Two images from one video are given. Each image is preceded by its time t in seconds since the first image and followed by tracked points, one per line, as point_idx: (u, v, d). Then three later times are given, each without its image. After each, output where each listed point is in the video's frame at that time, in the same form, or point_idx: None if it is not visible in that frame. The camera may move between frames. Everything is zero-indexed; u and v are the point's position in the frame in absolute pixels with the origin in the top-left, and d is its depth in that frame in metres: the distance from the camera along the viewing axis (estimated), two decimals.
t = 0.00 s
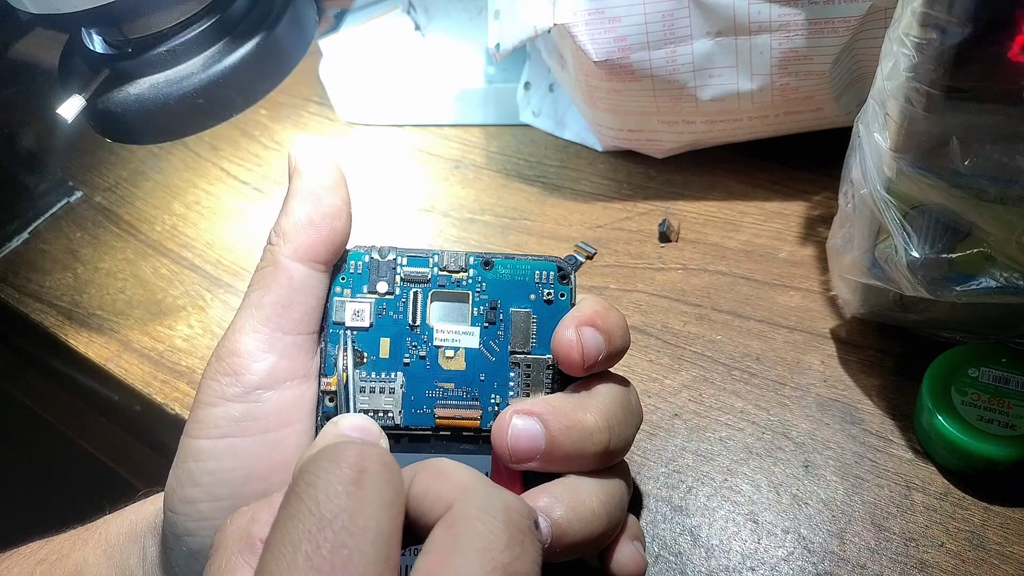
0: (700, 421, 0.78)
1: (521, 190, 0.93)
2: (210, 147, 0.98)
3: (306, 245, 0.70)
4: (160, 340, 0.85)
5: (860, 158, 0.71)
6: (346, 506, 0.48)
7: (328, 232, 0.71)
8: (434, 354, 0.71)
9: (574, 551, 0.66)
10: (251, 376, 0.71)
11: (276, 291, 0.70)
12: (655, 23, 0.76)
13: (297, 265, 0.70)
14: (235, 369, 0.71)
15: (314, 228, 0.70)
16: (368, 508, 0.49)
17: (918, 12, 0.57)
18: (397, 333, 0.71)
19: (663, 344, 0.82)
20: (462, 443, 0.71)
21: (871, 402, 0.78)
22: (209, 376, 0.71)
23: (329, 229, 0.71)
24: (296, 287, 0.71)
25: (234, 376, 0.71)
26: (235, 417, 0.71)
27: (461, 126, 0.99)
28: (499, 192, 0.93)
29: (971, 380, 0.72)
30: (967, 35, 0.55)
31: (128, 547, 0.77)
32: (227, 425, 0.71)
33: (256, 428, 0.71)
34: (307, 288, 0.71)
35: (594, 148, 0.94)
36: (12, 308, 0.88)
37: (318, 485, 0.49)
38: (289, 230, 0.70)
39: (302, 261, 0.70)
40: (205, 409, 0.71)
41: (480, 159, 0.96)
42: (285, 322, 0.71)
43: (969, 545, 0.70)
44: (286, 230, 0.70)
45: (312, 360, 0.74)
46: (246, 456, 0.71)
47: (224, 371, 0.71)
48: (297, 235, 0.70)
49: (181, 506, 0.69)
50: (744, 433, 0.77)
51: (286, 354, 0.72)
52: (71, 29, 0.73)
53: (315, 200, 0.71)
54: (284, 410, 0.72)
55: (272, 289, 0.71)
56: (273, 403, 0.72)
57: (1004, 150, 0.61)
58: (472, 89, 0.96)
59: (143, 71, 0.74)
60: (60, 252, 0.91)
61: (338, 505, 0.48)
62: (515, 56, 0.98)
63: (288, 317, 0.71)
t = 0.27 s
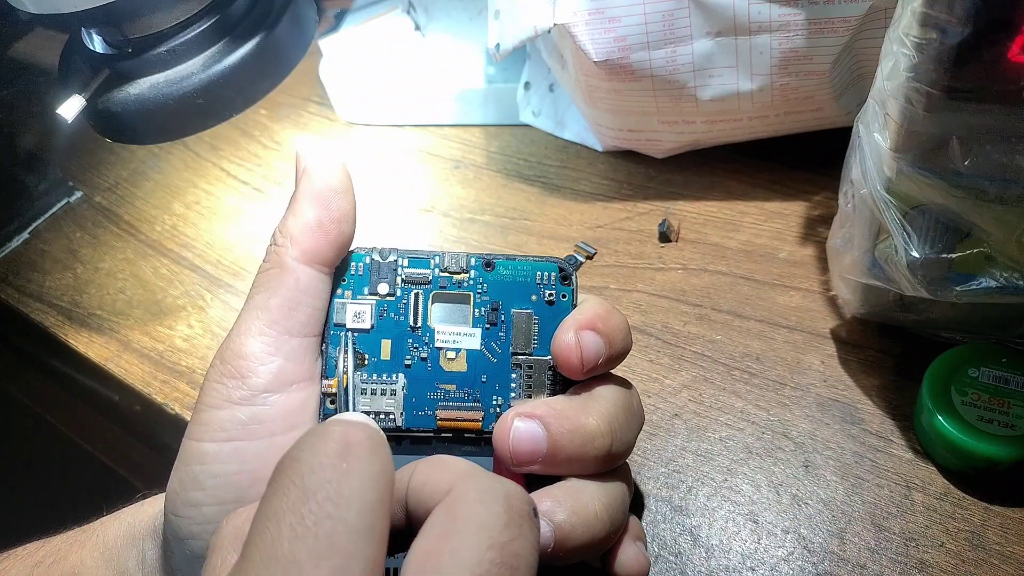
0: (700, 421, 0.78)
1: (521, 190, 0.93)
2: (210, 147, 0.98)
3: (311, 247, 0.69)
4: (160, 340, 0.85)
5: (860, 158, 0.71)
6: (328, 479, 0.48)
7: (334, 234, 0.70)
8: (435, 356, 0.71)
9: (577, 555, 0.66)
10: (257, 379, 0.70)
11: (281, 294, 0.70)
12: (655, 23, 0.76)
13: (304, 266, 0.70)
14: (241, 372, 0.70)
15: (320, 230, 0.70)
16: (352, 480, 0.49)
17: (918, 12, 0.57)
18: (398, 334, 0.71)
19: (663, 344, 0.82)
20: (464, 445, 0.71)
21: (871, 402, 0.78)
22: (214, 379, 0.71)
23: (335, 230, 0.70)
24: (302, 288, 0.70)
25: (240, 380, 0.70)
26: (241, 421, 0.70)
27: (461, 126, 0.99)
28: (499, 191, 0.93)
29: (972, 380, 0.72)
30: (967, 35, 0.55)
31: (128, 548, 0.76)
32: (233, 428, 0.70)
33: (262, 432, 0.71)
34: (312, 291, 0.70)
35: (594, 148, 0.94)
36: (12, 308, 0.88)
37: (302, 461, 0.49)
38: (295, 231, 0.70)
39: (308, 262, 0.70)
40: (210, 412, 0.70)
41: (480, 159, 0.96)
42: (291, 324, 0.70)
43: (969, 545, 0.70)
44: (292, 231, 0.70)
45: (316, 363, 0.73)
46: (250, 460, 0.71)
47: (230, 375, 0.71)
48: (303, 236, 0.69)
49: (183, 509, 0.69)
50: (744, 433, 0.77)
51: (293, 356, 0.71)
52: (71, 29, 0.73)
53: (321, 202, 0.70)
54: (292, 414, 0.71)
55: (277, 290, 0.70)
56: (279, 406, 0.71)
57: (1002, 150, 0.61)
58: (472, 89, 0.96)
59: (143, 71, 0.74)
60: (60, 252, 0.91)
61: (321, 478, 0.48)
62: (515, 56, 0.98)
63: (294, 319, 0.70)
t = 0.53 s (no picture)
0: (700, 421, 0.78)
1: (521, 190, 0.93)
2: (210, 147, 0.98)
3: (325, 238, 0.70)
4: (161, 340, 0.85)
5: (860, 158, 0.71)
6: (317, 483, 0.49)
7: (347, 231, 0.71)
8: (444, 351, 0.71)
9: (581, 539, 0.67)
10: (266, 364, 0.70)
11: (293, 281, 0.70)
12: (655, 23, 0.76)
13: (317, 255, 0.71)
14: (249, 355, 0.70)
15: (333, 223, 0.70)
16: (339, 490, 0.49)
17: (918, 12, 0.56)
18: (408, 329, 0.71)
19: (663, 344, 0.82)
20: (470, 440, 0.70)
21: (871, 402, 0.78)
22: (223, 363, 0.71)
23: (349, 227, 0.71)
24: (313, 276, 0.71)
25: (247, 364, 0.70)
26: (246, 404, 0.69)
27: (461, 126, 0.99)
28: (498, 192, 0.93)
29: (972, 380, 0.73)
30: (966, 36, 0.55)
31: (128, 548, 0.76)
32: (238, 411, 0.69)
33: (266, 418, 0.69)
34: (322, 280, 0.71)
35: (594, 148, 0.94)
36: (12, 308, 0.88)
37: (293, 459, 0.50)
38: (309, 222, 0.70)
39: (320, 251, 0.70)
40: (217, 395, 0.69)
41: (480, 159, 0.96)
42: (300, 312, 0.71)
43: (969, 545, 0.70)
44: (306, 219, 0.71)
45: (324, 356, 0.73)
46: (255, 445, 0.69)
47: (238, 358, 0.70)
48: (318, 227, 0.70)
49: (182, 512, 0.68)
50: (744, 433, 0.77)
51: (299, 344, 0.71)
52: (71, 29, 0.73)
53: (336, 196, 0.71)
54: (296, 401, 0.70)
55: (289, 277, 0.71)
56: (284, 394, 0.70)
57: (1002, 150, 0.61)
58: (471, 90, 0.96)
59: (143, 71, 0.74)
60: (60, 252, 0.91)
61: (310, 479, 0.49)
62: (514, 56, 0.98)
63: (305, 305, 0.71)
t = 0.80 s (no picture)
0: (700, 421, 0.78)
1: (521, 190, 0.93)
2: (210, 146, 0.98)
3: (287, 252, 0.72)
4: (161, 340, 0.85)
5: (860, 158, 0.71)
6: (286, 517, 0.49)
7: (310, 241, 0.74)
8: (431, 361, 0.70)
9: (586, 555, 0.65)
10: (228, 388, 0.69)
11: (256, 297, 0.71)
12: (655, 23, 0.76)
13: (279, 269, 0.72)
14: (210, 386, 0.69)
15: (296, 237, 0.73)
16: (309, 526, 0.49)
17: (918, 12, 0.56)
18: (392, 340, 0.70)
19: (663, 345, 0.82)
20: (465, 451, 0.70)
21: (872, 402, 0.78)
22: (184, 395, 0.69)
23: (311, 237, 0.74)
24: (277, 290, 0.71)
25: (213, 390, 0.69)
26: (217, 435, 0.69)
27: (461, 127, 0.99)
28: (499, 191, 0.93)
29: (972, 380, 0.72)
30: (967, 35, 0.55)
31: (129, 549, 0.76)
32: (206, 446, 0.68)
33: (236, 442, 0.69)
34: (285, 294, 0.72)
35: (594, 148, 0.94)
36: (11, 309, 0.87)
37: (266, 487, 0.50)
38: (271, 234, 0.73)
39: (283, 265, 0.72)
40: (183, 430, 0.68)
41: (480, 159, 0.96)
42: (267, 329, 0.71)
43: (969, 545, 0.70)
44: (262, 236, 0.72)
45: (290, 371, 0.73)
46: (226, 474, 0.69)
47: (200, 389, 0.69)
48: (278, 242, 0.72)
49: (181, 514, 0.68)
50: (744, 432, 0.77)
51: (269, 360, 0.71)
52: (71, 29, 0.73)
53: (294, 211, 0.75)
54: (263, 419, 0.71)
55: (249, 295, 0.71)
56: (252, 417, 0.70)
57: (1003, 150, 0.61)
58: (472, 89, 0.97)
59: (144, 71, 0.74)
60: (60, 252, 0.91)
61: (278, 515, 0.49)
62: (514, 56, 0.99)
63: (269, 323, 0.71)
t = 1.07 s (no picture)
0: (700, 421, 0.78)
1: (521, 190, 0.93)
2: (210, 146, 0.98)
3: (290, 269, 0.69)
4: (160, 340, 0.85)
5: (860, 158, 0.71)
6: (281, 511, 0.48)
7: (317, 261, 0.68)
8: (431, 367, 0.70)
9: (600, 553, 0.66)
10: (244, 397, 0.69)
11: (250, 300, 0.70)
12: (655, 23, 0.76)
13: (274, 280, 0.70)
14: (225, 394, 0.69)
15: (299, 259, 0.68)
16: (306, 514, 0.49)
17: (918, 12, 0.56)
18: (391, 347, 0.70)
19: (663, 344, 0.82)
20: (466, 456, 0.71)
21: (872, 402, 0.78)
22: (198, 402, 0.69)
23: (315, 260, 0.68)
24: (274, 301, 0.70)
25: (229, 398, 0.69)
26: (234, 442, 0.69)
27: (460, 127, 0.99)
28: (498, 191, 0.93)
29: (972, 380, 0.73)
30: (967, 35, 0.55)
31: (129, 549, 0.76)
32: (224, 452, 0.69)
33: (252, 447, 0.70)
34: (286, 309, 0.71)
35: (594, 148, 0.94)
36: (11, 309, 0.87)
37: (260, 483, 0.49)
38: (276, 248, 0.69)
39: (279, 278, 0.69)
40: (199, 437, 0.69)
41: (480, 159, 0.96)
42: (273, 336, 0.70)
43: (969, 545, 0.70)
44: (261, 247, 0.70)
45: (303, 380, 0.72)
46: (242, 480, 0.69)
47: (214, 396, 0.69)
48: (277, 260, 0.69)
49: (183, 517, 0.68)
50: (744, 432, 0.77)
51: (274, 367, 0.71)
52: (71, 29, 0.73)
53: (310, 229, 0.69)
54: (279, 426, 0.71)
55: (245, 301, 0.70)
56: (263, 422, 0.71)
57: (1003, 150, 0.61)
58: (472, 89, 0.97)
59: (144, 71, 0.74)
60: (60, 252, 0.91)
61: (275, 508, 0.48)
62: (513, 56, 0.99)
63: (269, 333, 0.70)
